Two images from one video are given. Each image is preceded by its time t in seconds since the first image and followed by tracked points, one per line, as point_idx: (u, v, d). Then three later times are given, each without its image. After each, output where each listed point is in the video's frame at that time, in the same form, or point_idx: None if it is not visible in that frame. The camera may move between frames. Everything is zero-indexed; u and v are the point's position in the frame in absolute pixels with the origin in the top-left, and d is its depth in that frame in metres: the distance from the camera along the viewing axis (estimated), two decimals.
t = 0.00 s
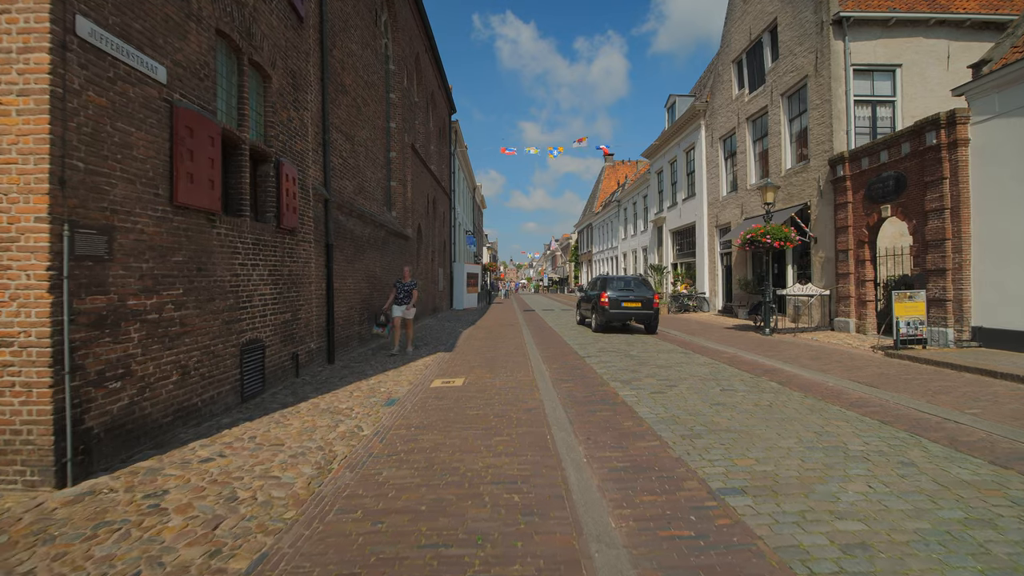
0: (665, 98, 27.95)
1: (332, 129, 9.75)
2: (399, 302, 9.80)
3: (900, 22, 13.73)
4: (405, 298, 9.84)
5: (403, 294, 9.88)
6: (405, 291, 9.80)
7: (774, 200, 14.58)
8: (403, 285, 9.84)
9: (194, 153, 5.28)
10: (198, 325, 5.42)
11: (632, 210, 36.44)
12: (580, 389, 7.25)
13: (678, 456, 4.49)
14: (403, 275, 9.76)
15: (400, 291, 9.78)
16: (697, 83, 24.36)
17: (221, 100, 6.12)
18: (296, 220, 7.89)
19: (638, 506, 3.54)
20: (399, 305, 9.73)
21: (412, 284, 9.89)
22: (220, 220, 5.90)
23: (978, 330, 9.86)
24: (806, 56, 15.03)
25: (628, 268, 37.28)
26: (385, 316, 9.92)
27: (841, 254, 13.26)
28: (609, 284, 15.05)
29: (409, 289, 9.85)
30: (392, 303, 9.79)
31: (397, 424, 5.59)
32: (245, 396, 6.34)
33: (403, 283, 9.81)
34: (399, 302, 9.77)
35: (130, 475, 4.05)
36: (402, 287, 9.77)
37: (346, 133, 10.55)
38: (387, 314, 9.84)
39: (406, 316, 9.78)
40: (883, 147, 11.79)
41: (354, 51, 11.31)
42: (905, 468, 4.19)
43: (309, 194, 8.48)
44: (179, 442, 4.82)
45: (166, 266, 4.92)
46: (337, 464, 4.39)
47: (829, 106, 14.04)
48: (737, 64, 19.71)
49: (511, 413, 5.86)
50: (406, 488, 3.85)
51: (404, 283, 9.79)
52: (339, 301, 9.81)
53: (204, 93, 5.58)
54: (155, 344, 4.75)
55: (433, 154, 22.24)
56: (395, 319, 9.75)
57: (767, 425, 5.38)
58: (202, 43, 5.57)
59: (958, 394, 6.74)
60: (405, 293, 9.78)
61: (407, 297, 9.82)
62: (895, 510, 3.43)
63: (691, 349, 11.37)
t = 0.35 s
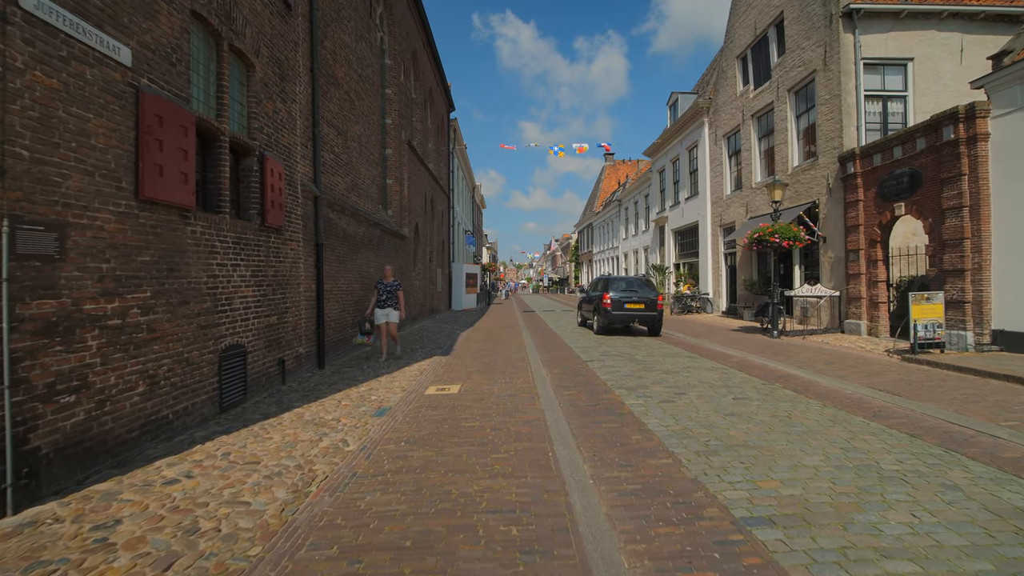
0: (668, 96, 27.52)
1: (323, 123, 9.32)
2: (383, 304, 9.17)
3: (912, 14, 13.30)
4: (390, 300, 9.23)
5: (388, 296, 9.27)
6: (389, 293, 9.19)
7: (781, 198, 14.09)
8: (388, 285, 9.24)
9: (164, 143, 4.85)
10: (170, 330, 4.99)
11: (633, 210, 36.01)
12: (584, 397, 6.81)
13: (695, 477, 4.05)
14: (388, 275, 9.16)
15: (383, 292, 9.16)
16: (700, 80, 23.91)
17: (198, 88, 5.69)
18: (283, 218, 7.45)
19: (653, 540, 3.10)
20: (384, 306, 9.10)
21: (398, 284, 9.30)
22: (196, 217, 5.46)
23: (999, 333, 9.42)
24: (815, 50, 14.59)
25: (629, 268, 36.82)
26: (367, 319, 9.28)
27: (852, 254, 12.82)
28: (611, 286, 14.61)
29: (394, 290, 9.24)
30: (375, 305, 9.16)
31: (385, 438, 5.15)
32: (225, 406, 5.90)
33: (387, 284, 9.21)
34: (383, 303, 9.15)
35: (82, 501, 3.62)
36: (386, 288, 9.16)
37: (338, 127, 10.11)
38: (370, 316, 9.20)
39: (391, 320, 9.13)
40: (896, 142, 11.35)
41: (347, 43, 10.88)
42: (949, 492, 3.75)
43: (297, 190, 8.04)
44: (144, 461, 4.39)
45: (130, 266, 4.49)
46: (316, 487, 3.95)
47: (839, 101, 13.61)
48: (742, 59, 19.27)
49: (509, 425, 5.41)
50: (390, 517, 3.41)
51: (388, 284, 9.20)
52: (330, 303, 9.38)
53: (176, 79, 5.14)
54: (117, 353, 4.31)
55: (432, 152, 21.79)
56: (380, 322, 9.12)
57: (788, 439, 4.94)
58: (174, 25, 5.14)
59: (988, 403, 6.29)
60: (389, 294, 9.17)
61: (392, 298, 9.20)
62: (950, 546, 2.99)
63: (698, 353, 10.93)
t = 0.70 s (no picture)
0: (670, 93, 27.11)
1: (315, 116, 8.92)
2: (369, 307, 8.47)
3: (925, 6, 12.90)
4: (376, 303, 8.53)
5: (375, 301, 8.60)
6: (376, 296, 8.51)
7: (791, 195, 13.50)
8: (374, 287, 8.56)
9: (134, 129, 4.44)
10: (142, 333, 4.60)
11: (635, 209, 35.62)
12: (589, 404, 6.40)
13: (717, 498, 3.66)
14: (375, 277, 8.48)
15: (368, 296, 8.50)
16: (704, 76, 23.51)
17: (174, 72, 5.29)
18: (271, 214, 7.05)
19: None
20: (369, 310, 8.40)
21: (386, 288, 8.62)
22: (173, 211, 5.07)
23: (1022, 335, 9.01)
24: (823, 43, 14.19)
25: (631, 268, 36.42)
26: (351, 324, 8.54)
27: (863, 253, 12.42)
28: (614, 286, 14.19)
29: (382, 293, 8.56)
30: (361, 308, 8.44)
31: (376, 452, 4.74)
32: (206, 415, 5.50)
33: (374, 286, 8.53)
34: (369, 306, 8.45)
35: (30, 527, 3.21)
36: (373, 291, 8.49)
37: (331, 120, 9.70)
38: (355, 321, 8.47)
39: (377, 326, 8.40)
40: (911, 137, 10.96)
41: (341, 33, 10.46)
42: (1005, 516, 3.34)
43: (286, 185, 7.63)
44: (109, 478, 3.99)
45: (95, 264, 4.09)
46: (296, 510, 3.54)
47: (849, 96, 13.20)
48: (747, 55, 18.87)
49: (511, 437, 5.01)
50: (377, 548, 3.00)
51: (374, 287, 8.52)
52: (323, 303, 8.98)
53: (149, 61, 4.75)
54: (79, 360, 3.92)
55: (430, 150, 21.38)
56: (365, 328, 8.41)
57: (815, 453, 4.53)
58: (147, 2, 4.75)
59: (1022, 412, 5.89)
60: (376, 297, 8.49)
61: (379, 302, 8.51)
62: None
63: (706, 355, 10.53)
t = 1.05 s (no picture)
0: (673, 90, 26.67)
1: (306, 107, 8.48)
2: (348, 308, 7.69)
3: None
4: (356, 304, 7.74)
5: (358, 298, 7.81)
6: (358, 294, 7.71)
7: (800, 192, 12.71)
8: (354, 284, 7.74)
9: (94, 112, 4.01)
10: (105, 338, 4.18)
11: (636, 208, 35.18)
12: (596, 412, 5.96)
13: (746, 525, 3.23)
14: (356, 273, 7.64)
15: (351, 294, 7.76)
16: (708, 73, 23.08)
17: (145, 52, 4.86)
18: (256, 209, 6.61)
19: None
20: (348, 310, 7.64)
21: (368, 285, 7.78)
22: (142, 203, 4.65)
23: None
24: (834, 36, 13.76)
25: (632, 268, 35.98)
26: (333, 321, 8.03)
27: (876, 252, 11.99)
28: (618, 285, 13.74)
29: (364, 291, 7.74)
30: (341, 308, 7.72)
31: (363, 468, 4.30)
32: (181, 426, 5.07)
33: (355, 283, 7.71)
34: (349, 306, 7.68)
35: None
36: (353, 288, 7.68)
37: (324, 113, 9.27)
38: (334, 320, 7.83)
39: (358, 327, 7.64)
40: (928, 131, 10.53)
41: (335, 22, 10.02)
42: None
43: (274, 179, 7.20)
44: (62, 501, 3.57)
45: (47, 261, 3.67)
46: (268, 541, 3.11)
47: (861, 89, 12.76)
48: (753, 49, 18.43)
49: (512, 451, 4.57)
50: None
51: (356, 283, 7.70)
52: (314, 304, 8.54)
53: (113, 38, 4.32)
54: (28, 368, 3.51)
55: (429, 147, 20.95)
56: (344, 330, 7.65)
57: (848, 470, 4.10)
58: None
59: None
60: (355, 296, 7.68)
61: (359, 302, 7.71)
62: None
63: (715, 359, 10.10)
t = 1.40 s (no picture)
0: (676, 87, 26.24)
1: (296, 98, 8.08)
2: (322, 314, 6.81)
3: None
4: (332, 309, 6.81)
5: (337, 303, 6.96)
6: (333, 298, 6.78)
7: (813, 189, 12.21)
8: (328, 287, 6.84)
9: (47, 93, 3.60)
10: (61, 344, 3.77)
11: (638, 207, 34.75)
12: (603, 422, 5.55)
13: (781, 561, 2.81)
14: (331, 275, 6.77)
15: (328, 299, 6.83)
16: (712, 69, 22.66)
17: (110, 30, 4.45)
18: (238, 203, 6.20)
19: None
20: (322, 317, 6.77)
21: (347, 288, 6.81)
22: (107, 195, 4.24)
23: None
24: (844, 27, 13.33)
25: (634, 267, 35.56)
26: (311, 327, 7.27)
27: (890, 251, 11.58)
28: (621, 285, 13.30)
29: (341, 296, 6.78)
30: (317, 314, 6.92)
31: (347, 489, 3.87)
32: (151, 438, 4.66)
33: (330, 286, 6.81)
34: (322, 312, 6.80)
35: None
36: (327, 292, 6.78)
37: (316, 104, 8.84)
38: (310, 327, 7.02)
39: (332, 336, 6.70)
40: (945, 125, 10.12)
41: (328, 11, 9.59)
42: None
43: (259, 172, 6.78)
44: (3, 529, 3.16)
45: None
46: None
47: (873, 82, 12.34)
48: (759, 44, 18.00)
49: (512, 468, 4.15)
50: None
51: (332, 286, 6.78)
52: (304, 305, 8.12)
53: (71, 11, 3.91)
54: None
55: (427, 144, 20.53)
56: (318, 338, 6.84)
57: (887, 492, 3.68)
58: None
59: None
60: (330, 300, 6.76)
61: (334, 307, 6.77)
62: None
63: (724, 362, 9.69)
